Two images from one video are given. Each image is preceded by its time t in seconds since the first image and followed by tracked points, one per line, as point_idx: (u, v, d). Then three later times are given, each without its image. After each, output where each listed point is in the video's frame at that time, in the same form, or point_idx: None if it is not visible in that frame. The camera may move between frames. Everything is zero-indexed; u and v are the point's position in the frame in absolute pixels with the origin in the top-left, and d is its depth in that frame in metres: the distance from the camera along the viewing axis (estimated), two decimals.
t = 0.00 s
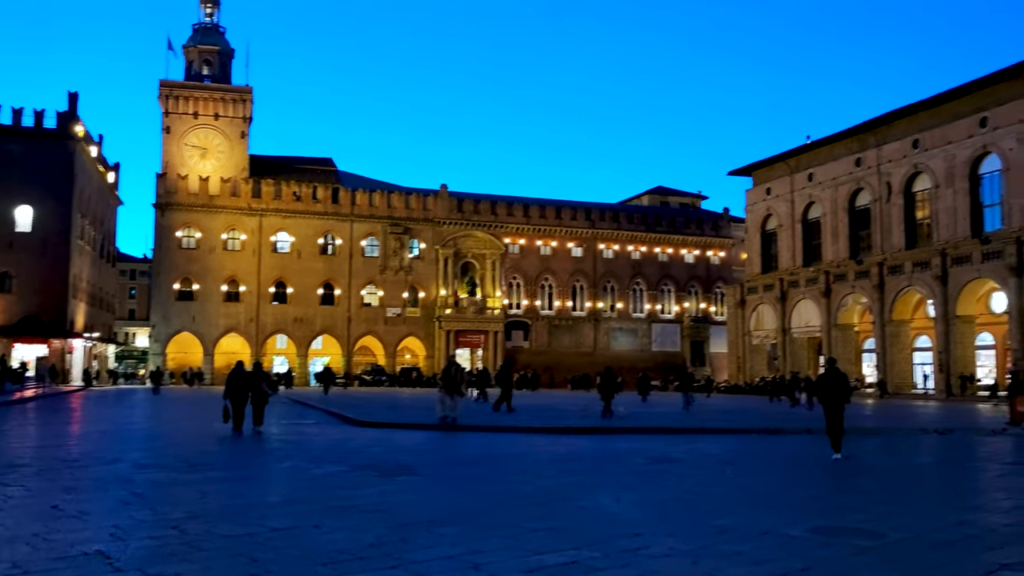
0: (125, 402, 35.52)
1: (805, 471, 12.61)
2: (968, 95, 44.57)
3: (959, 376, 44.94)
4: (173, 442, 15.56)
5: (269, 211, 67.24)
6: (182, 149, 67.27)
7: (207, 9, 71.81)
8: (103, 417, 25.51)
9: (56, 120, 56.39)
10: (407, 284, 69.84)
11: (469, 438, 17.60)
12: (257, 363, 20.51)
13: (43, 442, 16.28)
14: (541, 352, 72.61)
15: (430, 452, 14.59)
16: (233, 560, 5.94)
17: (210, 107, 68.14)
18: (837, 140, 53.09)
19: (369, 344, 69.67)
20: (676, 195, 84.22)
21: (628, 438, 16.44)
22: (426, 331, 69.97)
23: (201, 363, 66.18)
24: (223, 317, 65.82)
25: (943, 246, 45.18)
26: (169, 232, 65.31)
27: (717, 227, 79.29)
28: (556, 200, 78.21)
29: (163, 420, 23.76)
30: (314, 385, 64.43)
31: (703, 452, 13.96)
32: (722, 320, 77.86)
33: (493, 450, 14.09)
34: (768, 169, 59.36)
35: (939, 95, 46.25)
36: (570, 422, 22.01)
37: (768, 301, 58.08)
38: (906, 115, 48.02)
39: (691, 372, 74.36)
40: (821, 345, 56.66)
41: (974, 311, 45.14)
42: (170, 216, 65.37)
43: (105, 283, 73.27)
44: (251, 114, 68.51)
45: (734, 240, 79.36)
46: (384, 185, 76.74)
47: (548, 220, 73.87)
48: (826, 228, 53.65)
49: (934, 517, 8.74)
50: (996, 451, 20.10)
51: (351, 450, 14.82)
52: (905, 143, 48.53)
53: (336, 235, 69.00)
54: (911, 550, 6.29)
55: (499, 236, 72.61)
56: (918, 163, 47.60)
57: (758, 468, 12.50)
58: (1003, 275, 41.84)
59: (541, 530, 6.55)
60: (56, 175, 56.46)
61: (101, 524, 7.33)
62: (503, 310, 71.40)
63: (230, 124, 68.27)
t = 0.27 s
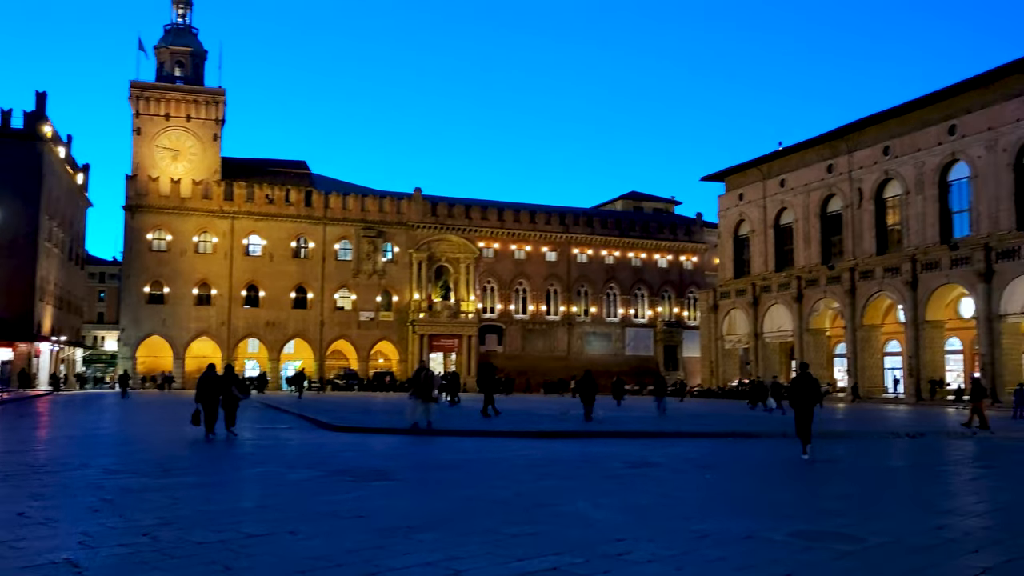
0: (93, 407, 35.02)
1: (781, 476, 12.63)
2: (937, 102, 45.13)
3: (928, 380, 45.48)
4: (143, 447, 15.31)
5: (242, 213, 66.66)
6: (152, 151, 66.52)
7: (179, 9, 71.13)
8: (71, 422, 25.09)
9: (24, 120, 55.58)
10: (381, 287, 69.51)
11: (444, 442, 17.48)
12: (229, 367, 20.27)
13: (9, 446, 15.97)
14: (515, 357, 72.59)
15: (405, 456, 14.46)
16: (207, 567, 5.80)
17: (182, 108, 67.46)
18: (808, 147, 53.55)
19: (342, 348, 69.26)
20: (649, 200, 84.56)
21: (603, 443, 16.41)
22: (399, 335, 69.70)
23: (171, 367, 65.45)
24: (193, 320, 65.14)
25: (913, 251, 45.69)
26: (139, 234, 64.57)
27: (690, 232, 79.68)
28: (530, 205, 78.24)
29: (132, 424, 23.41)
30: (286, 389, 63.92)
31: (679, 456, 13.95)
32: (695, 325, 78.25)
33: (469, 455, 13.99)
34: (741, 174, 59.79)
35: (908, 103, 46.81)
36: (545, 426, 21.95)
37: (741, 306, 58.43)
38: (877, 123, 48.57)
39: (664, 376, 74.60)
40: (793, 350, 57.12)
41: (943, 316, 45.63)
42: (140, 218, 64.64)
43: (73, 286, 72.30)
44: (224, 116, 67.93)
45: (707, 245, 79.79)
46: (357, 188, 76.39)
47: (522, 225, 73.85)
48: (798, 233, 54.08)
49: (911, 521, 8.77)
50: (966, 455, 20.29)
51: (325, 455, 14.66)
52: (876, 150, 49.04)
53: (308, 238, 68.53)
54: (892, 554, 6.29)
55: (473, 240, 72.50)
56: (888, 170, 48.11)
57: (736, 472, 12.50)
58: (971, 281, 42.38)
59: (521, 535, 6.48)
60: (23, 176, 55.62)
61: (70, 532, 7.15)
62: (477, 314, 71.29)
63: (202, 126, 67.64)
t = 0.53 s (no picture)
0: (63, 410, 34.51)
1: (762, 479, 12.62)
2: (911, 108, 45.59)
3: (901, 384, 45.92)
4: (115, 450, 15.04)
5: (216, 215, 66.04)
6: (125, 151, 65.71)
7: (153, 8, 70.40)
8: (40, 424, 24.69)
9: None
10: (356, 290, 69.13)
11: (422, 445, 17.33)
12: (204, 369, 19.99)
13: None
14: (491, 359, 72.48)
15: (382, 459, 14.31)
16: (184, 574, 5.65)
17: (156, 108, 66.77)
18: (783, 151, 53.90)
19: (317, 351, 68.81)
20: (625, 203, 84.78)
21: (582, 445, 16.34)
22: (375, 338, 69.35)
23: (143, 370, 64.71)
24: (166, 322, 64.44)
25: (886, 255, 46.07)
26: (111, 235, 63.80)
27: (666, 235, 79.96)
28: (507, 207, 78.16)
29: (104, 427, 23.05)
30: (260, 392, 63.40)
31: (659, 459, 13.90)
32: (670, 328, 78.53)
33: (448, 458, 13.87)
34: (716, 178, 60.06)
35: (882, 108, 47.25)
36: (522, 429, 21.87)
37: (716, 309, 58.66)
38: (851, 127, 48.99)
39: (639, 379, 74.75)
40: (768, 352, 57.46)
41: (916, 319, 46.02)
42: (113, 219, 63.87)
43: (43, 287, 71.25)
44: (198, 116, 67.30)
45: (683, 249, 80.12)
46: (333, 190, 75.95)
47: (498, 227, 73.75)
48: (773, 237, 54.37)
49: (894, 524, 8.77)
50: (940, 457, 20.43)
51: (302, 458, 14.48)
52: (850, 154, 49.46)
53: (283, 240, 68.02)
54: (878, 557, 6.26)
55: (450, 242, 72.31)
56: (863, 174, 48.51)
57: (717, 475, 12.47)
58: (944, 285, 42.80)
59: (505, 539, 6.38)
60: None
61: (41, 538, 6.96)
62: (453, 317, 71.10)
63: (176, 126, 66.99)
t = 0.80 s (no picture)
0: (35, 412, 34.00)
1: (745, 483, 12.59)
2: (886, 113, 45.96)
3: (877, 386, 46.32)
4: (89, 454, 14.75)
5: (192, 215, 65.41)
6: (99, 150, 64.95)
7: (128, 6, 69.65)
8: (11, 428, 24.24)
9: None
10: (333, 291, 68.69)
11: (401, 449, 17.15)
12: (181, 372, 19.70)
13: None
14: (469, 362, 72.34)
15: (361, 464, 14.13)
16: None
17: (131, 107, 66.06)
18: (760, 155, 54.17)
19: (293, 353, 68.33)
20: (603, 206, 84.91)
21: (564, 449, 16.24)
22: (352, 340, 68.94)
23: (117, 372, 63.95)
24: (141, 324, 63.73)
25: (863, 259, 46.38)
26: (85, 236, 63.02)
27: (644, 238, 80.14)
28: (485, 210, 78.02)
29: (77, 431, 22.66)
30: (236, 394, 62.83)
31: (641, 463, 13.83)
32: (648, 331, 78.74)
33: (429, 462, 13.73)
34: (694, 181, 60.26)
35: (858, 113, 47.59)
36: (501, 432, 21.73)
37: (694, 312, 58.83)
38: (827, 132, 49.33)
39: (617, 382, 74.85)
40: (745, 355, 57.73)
41: (892, 322, 46.33)
42: (86, 219, 63.09)
43: (15, 288, 70.25)
44: (174, 116, 66.65)
45: (660, 251, 80.31)
46: (310, 191, 75.48)
47: (477, 229, 73.57)
48: (751, 240, 54.60)
49: (878, 529, 8.76)
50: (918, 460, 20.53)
51: (280, 462, 14.27)
52: (827, 158, 49.78)
53: (260, 241, 67.48)
54: (868, 564, 6.21)
55: (428, 244, 72.08)
56: (839, 178, 48.84)
57: (700, 480, 12.41)
58: (919, 288, 43.14)
59: (492, 548, 6.28)
60: None
61: (13, 548, 6.76)
62: (431, 319, 70.89)
63: (152, 125, 66.31)
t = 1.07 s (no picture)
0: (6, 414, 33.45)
1: (726, 486, 12.57)
2: (863, 116, 46.32)
3: (853, 388, 46.64)
4: (62, 457, 14.49)
5: (167, 215, 64.78)
6: (72, 149, 64.16)
7: (102, 3, 68.85)
8: None
9: None
10: (310, 292, 68.25)
11: (379, 451, 17.00)
12: (158, 373, 19.44)
13: None
14: (446, 363, 72.18)
15: (340, 466, 13.98)
16: None
17: (105, 105, 65.29)
18: (738, 158, 54.42)
19: (269, 354, 67.85)
20: (581, 208, 85.00)
21: (544, 450, 16.17)
22: (329, 341, 68.58)
23: (90, 373, 63.18)
24: (115, 324, 63.01)
25: (839, 261, 46.71)
26: (58, 235, 62.24)
27: (621, 240, 80.28)
28: (464, 211, 77.83)
29: (49, 434, 22.30)
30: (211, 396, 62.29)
31: (623, 465, 13.78)
32: (625, 332, 78.92)
33: (410, 464, 13.61)
34: (672, 183, 60.46)
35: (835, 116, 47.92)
36: (480, 434, 21.62)
37: (671, 313, 59.00)
38: (804, 135, 49.63)
39: (594, 384, 74.96)
40: (722, 356, 57.98)
41: (867, 324, 46.65)
42: (59, 218, 62.31)
43: None
44: (149, 114, 65.97)
45: (638, 253, 80.51)
46: (287, 191, 74.98)
47: (455, 230, 73.38)
48: (728, 242, 54.86)
49: (863, 531, 8.75)
50: (894, 462, 20.66)
51: (259, 464, 14.09)
52: (804, 161, 50.09)
53: (236, 241, 66.93)
54: (855, 566, 6.19)
55: (406, 245, 71.82)
56: (815, 181, 49.16)
57: (682, 482, 12.38)
58: (894, 291, 43.51)
59: (476, 552, 6.20)
60: None
61: None
62: (408, 320, 70.67)
63: (126, 124, 65.58)
